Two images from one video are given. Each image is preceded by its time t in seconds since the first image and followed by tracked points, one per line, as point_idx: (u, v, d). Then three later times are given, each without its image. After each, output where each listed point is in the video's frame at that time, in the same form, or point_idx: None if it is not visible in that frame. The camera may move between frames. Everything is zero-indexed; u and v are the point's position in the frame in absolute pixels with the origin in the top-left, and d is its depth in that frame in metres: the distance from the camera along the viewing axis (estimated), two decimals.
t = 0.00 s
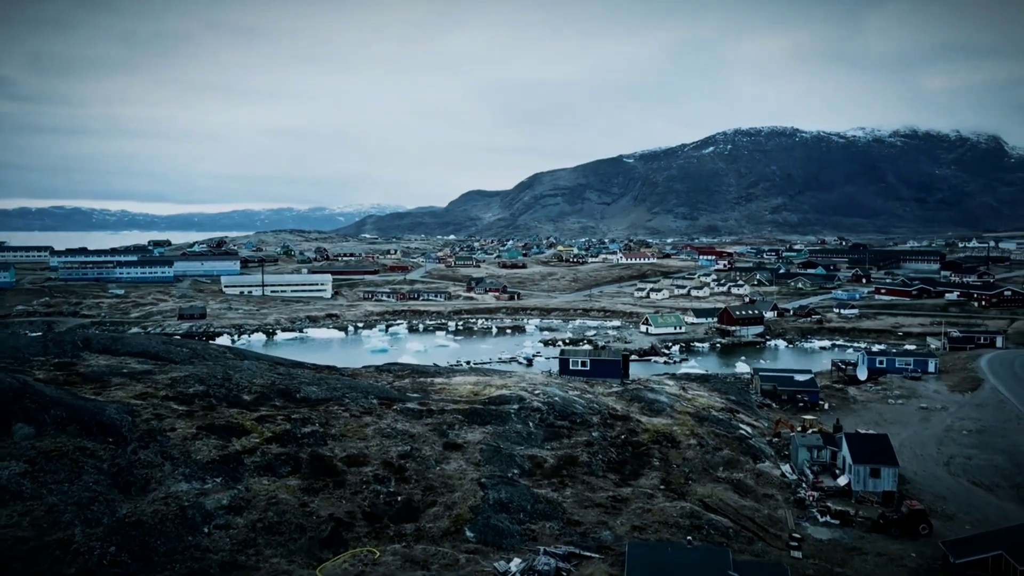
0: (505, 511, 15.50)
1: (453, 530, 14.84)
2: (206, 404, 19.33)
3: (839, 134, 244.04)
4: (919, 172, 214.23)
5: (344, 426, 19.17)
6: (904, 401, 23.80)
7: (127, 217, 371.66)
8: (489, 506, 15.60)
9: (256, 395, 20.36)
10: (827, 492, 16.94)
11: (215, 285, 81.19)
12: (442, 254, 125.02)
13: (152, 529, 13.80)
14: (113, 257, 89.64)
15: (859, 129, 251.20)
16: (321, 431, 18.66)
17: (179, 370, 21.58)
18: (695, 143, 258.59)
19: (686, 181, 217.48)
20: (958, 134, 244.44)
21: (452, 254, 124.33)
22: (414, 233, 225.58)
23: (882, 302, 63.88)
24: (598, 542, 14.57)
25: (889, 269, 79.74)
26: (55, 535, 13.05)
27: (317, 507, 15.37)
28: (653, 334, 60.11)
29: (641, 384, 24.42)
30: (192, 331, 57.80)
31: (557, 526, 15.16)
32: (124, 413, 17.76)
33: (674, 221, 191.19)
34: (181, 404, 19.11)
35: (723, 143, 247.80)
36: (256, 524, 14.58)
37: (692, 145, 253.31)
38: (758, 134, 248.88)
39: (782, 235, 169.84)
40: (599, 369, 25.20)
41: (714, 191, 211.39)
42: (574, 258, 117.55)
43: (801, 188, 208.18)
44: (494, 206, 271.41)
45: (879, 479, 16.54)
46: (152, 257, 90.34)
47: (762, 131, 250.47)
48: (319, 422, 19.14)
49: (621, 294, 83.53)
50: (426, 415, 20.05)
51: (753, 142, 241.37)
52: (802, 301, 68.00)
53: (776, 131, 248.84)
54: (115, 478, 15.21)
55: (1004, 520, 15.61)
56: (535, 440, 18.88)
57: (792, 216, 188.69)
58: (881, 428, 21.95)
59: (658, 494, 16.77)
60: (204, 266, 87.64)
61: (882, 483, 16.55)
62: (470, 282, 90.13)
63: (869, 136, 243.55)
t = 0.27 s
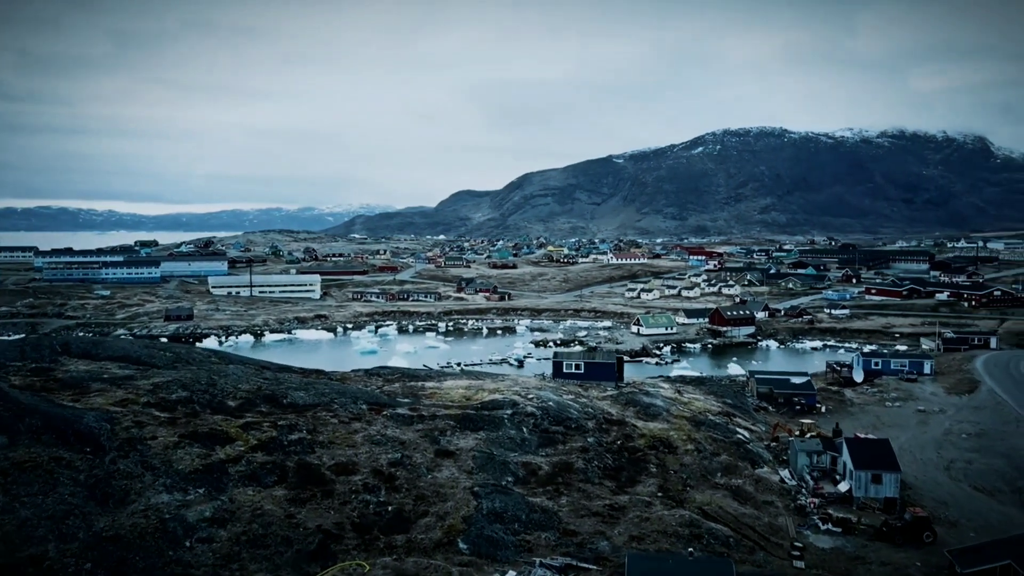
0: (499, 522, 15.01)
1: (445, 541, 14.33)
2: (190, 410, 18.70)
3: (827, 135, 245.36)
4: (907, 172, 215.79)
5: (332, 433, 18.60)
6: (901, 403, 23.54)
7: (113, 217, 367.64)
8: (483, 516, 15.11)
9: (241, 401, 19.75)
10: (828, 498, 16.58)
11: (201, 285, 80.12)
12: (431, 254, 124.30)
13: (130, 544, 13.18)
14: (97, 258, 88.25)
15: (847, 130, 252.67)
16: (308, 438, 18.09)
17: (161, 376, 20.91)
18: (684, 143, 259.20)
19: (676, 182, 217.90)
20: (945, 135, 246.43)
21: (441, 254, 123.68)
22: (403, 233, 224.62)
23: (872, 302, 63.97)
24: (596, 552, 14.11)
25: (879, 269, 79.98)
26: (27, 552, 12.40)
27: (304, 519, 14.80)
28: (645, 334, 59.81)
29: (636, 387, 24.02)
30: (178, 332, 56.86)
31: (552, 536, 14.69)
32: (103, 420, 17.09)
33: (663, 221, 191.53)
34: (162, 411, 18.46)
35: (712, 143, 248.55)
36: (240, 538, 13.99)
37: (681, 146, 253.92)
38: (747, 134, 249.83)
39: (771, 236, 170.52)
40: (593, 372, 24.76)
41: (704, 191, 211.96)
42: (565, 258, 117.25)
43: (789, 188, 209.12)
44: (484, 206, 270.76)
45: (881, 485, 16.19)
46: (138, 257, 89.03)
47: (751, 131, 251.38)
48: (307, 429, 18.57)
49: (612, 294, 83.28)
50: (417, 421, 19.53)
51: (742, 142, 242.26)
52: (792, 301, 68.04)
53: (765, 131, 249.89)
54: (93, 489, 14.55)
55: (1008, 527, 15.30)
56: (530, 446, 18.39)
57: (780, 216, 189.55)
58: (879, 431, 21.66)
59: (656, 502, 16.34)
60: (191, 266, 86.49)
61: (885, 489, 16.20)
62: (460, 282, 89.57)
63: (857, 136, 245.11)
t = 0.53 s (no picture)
0: (494, 533, 14.50)
1: (438, 554, 13.80)
2: (172, 418, 18.05)
3: (815, 135, 246.75)
4: (894, 173, 217.34)
5: (320, 440, 18.02)
6: (899, 406, 23.27)
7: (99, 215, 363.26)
8: (476, 526, 14.60)
9: (226, 407, 19.12)
10: (829, 505, 16.21)
11: (188, 286, 79.06)
12: (421, 254, 123.52)
13: (107, 561, 12.55)
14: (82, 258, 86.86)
15: (835, 131, 254.21)
16: (295, 446, 17.50)
17: (142, 381, 20.21)
18: (673, 143, 259.80)
19: (665, 182, 218.26)
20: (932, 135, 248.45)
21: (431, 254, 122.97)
22: (393, 233, 223.59)
23: (863, 302, 64.01)
24: (594, 564, 13.65)
25: (868, 270, 80.18)
26: None
27: (291, 531, 14.22)
28: (636, 335, 59.49)
29: (631, 390, 23.60)
30: (164, 334, 55.89)
31: (548, 548, 14.19)
32: (81, 428, 16.41)
33: (653, 221, 191.76)
34: (143, 419, 17.78)
35: (701, 143, 249.28)
36: (223, 552, 13.39)
37: (670, 146, 254.50)
38: (736, 135, 250.78)
39: (760, 236, 171.11)
40: (587, 376, 24.30)
41: (693, 191, 212.48)
42: (555, 258, 116.91)
43: (778, 188, 210.02)
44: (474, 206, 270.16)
45: (884, 491, 15.83)
46: (123, 258, 87.72)
47: (740, 132, 252.28)
48: (294, 436, 17.98)
49: (602, 294, 83.00)
50: (408, 427, 18.98)
51: (731, 143, 243.10)
52: (784, 301, 68.11)
53: (754, 132, 250.92)
54: (68, 502, 13.89)
55: (1013, 534, 14.98)
56: (523, 453, 17.90)
57: (769, 216, 190.26)
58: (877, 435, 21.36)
59: (655, 510, 15.91)
60: (178, 266, 85.34)
61: (887, 495, 15.84)
62: (450, 282, 88.98)
63: (845, 137, 246.61)
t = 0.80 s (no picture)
0: (488, 545, 14.01)
1: (430, 566, 13.28)
2: (153, 425, 17.39)
3: (803, 136, 248.04)
4: (882, 173, 218.88)
5: (307, 448, 17.44)
6: (896, 409, 23.00)
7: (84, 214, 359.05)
8: (470, 537, 14.10)
9: (210, 414, 18.49)
10: (831, 512, 15.82)
11: (175, 287, 77.96)
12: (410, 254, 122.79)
13: None
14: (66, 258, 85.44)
15: (823, 131, 255.68)
16: (282, 454, 16.91)
17: (123, 387, 19.53)
18: (663, 144, 260.35)
19: (655, 182, 218.57)
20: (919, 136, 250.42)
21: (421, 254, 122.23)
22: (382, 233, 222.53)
23: (853, 302, 64.05)
24: None
25: (858, 270, 80.38)
26: None
27: (276, 544, 13.64)
28: (627, 335, 59.16)
29: (626, 394, 23.16)
30: (150, 335, 54.94)
31: (545, 560, 13.70)
32: (56, 437, 15.72)
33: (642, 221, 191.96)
34: (122, 427, 17.12)
35: (691, 143, 249.97)
36: (205, 568, 12.79)
37: (659, 146, 255.05)
38: (725, 135, 251.69)
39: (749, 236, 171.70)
40: (582, 379, 23.85)
41: (682, 191, 212.93)
42: (546, 258, 116.57)
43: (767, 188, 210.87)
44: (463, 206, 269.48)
45: (886, 497, 15.47)
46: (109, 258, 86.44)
47: (729, 132, 253.16)
48: (281, 443, 17.40)
49: (593, 295, 82.68)
50: (398, 433, 18.44)
51: (720, 143, 243.90)
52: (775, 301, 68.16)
53: (743, 132, 251.94)
54: (42, 517, 13.23)
55: (1018, 541, 14.67)
56: (517, 460, 17.42)
57: (758, 216, 190.93)
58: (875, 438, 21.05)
59: (653, 518, 15.46)
60: (164, 267, 84.16)
61: (890, 502, 15.48)
62: (440, 283, 88.40)
63: (832, 137, 248.11)
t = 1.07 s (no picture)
0: (481, 557, 13.50)
1: None
2: (133, 434, 16.73)
3: (791, 136, 249.26)
4: (869, 173, 220.33)
5: (294, 456, 16.86)
6: (893, 411, 22.70)
7: (70, 214, 354.97)
8: (463, 550, 13.59)
9: (193, 420, 17.87)
10: (832, 519, 15.44)
11: (161, 287, 76.86)
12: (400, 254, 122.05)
13: None
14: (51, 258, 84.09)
15: (811, 132, 257.03)
16: (267, 463, 16.33)
17: (102, 393, 18.85)
18: (652, 144, 260.86)
19: (645, 182, 218.82)
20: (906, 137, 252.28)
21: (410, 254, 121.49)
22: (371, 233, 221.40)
23: (844, 303, 64.08)
24: None
25: (848, 270, 80.52)
26: None
27: (261, 559, 13.07)
28: (619, 336, 58.79)
29: (621, 398, 22.74)
30: (135, 337, 54.00)
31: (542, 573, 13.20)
32: (31, 447, 15.05)
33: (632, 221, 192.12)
34: (101, 435, 16.47)
35: (680, 143, 250.63)
36: None
37: (649, 146, 255.44)
38: (714, 135, 252.48)
39: (738, 236, 172.25)
40: (576, 382, 23.38)
41: (671, 192, 213.36)
42: (536, 258, 116.19)
43: (756, 188, 211.63)
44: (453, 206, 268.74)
45: (889, 504, 15.11)
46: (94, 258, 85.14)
47: (718, 133, 253.98)
48: (267, 451, 16.82)
49: (584, 295, 82.36)
50: (388, 440, 17.90)
51: (709, 143, 244.62)
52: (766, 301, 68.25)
53: (732, 133, 252.91)
54: (13, 533, 12.58)
55: None
56: (511, 467, 16.93)
57: (747, 216, 191.49)
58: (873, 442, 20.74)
59: (651, 528, 15.02)
60: (151, 267, 83.00)
61: (894, 508, 15.11)
62: (430, 283, 87.76)
63: (821, 138, 249.52)
